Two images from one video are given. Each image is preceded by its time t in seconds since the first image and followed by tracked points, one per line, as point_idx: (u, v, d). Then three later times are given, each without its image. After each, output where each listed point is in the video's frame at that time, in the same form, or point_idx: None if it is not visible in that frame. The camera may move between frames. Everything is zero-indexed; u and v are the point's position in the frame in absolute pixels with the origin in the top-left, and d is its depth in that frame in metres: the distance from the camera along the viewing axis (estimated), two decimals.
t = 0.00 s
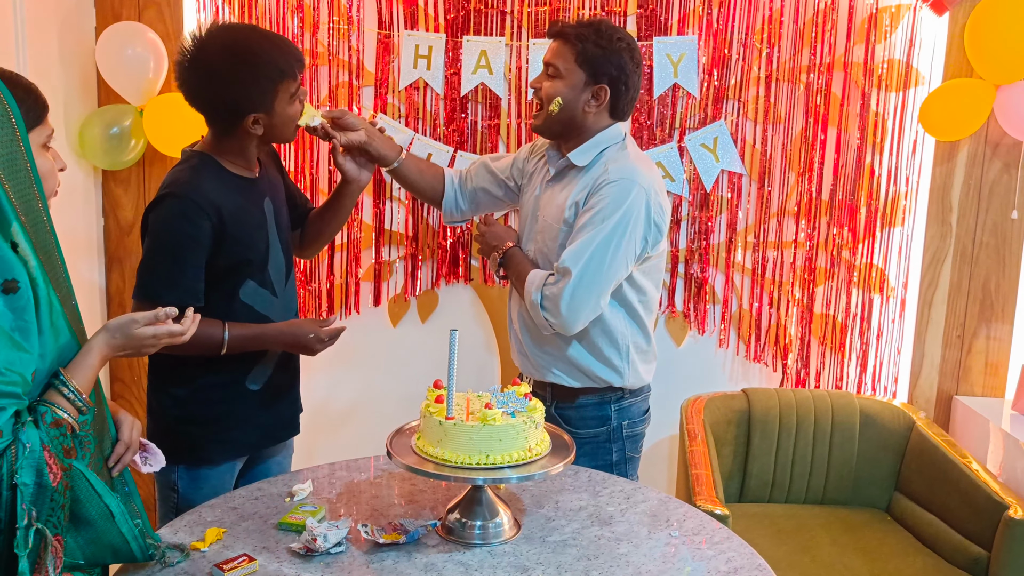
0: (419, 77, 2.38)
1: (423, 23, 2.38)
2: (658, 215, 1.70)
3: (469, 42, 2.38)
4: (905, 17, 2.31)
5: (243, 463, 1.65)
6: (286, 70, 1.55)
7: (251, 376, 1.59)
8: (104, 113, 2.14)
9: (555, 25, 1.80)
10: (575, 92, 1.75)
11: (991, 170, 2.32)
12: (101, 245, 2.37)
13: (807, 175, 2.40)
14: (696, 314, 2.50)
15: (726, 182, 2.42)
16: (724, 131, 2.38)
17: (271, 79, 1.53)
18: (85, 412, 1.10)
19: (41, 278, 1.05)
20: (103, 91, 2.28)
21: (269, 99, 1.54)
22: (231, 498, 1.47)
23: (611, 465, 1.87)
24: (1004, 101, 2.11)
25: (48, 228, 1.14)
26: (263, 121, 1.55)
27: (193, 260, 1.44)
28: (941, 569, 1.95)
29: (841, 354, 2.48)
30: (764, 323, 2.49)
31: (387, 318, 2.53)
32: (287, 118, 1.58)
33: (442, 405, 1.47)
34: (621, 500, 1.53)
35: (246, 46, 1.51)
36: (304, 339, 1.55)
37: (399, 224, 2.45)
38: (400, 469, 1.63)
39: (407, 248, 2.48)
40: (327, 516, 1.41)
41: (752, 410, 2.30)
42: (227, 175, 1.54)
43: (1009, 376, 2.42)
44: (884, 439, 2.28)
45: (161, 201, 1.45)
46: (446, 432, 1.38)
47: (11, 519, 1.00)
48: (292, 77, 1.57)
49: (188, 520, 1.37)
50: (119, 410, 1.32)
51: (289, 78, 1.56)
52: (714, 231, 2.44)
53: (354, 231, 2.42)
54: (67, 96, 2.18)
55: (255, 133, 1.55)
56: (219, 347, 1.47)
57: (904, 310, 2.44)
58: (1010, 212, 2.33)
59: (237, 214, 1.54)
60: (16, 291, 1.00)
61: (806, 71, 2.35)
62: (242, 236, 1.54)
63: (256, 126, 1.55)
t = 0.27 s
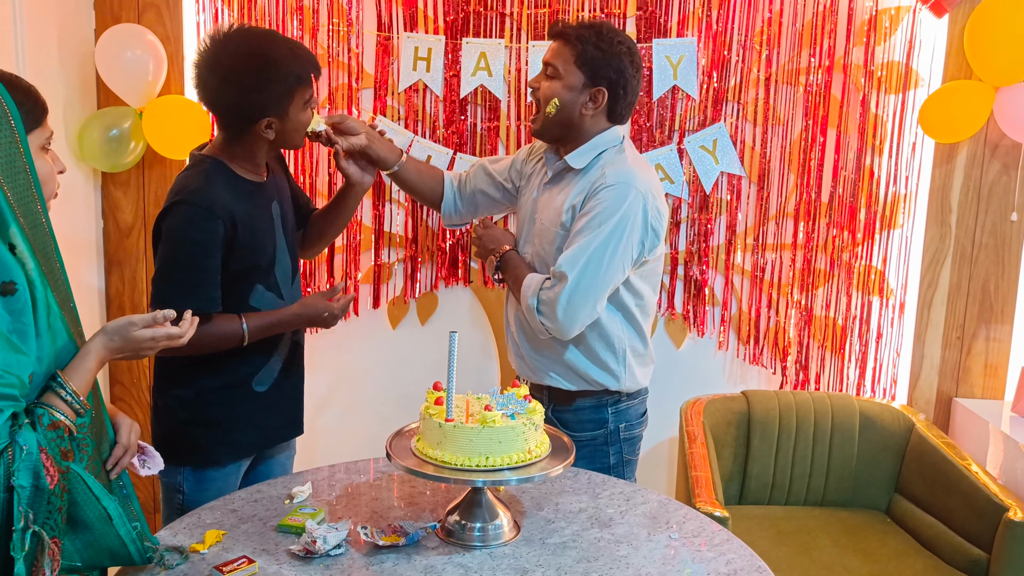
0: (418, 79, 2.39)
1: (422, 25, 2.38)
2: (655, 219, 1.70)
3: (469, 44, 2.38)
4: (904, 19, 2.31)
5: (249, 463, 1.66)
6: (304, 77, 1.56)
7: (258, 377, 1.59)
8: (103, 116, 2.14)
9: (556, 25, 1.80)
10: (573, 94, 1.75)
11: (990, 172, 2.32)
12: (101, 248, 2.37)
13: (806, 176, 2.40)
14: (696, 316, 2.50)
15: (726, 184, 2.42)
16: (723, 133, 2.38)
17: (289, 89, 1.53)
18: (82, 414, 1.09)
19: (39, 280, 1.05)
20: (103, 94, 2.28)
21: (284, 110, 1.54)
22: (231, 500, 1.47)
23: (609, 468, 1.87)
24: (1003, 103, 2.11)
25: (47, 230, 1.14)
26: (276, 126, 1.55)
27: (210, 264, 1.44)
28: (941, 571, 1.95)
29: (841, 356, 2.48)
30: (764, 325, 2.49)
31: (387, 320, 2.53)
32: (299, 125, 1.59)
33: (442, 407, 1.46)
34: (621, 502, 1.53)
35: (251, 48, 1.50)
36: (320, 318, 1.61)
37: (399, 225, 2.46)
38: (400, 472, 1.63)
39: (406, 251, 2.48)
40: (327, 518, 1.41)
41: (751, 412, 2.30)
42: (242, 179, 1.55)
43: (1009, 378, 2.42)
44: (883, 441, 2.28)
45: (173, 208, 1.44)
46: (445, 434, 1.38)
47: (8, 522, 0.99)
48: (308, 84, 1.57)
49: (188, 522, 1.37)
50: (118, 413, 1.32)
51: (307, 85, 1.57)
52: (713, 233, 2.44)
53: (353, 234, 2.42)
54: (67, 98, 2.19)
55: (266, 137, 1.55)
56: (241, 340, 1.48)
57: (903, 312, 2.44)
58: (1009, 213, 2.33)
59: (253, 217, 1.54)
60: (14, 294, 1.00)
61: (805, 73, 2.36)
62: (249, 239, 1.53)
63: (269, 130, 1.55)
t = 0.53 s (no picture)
0: (419, 80, 2.39)
1: (423, 26, 2.38)
2: (652, 220, 1.70)
3: (469, 45, 2.38)
4: (904, 20, 2.32)
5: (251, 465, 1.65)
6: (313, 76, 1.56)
7: (260, 379, 1.58)
8: (104, 117, 2.14)
9: (558, 24, 1.80)
10: (572, 94, 1.75)
11: (991, 172, 2.32)
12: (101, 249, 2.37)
13: (807, 177, 2.40)
14: (696, 317, 2.50)
15: (726, 185, 2.42)
16: (724, 134, 2.38)
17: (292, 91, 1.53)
18: (82, 414, 1.09)
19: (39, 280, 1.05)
20: (104, 94, 2.28)
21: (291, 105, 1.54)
22: (232, 501, 1.46)
23: (607, 470, 1.87)
24: (1004, 104, 2.11)
25: (48, 230, 1.13)
26: (279, 121, 1.54)
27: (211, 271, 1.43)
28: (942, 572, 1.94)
29: (842, 357, 2.48)
30: (765, 325, 2.49)
31: (387, 321, 2.53)
32: (305, 127, 1.58)
33: (443, 407, 1.46)
34: (622, 502, 1.52)
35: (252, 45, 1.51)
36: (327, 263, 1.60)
37: (399, 226, 2.46)
38: (401, 472, 1.62)
39: (407, 252, 2.48)
40: (327, 519, 1.41)
41: (752, 412, 2.30)
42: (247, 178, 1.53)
43: (1011, 378, 2.42)
44: (884, 441, 2.28)
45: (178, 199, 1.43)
46: (447, 434, 1.38)
47: (8, 522, 0.99)
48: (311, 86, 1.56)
49: (188, 523, 1.37)
50: (118, 413, 1.31)
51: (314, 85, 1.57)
52: (714, 233, 2.44)
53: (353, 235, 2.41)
54: (68, 99, 2.19)
55: (270, 132, 1.54)
56: (262, 311, 1.50)
57: (904, 312, 2.44)
58: (1010, 214, 2.33)
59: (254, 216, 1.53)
60: (15, 293, 1.00)
61: (806, 73, 2.36)
62: (249, 239, 1.53)
63: (273, 125, 1.54)
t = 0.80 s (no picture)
0: (420, 78, 2.39)
1: (424, 25, 2.38)
2: (649, 217, 1.69)
3: (470, 44, 2.38)
4: (905, 19, 2.32)
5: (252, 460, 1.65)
6: (311, 79, 1.55)
7: (251, 373, 1.56)
8: (104, 115, 2.14)
9: (563, 21, 1.80)
10: (573, 91, 1.75)
11: (991, 172, 2.32)
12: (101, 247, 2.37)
13: (808, 176, 2.40)
14: (697, 316, 2.50)
15: (727, 184, 2.42)
16: (724, 133, 2.38)
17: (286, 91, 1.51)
18: (84, 414, 1.09)
19: (42, 279, 1.05)
20: (105, 93, 2.28)
21: (286, 100, 1.52)
22: (232, 499, 1.46)
23: (605, 469, 1.87)
24: (1004, 103, 2.11)
25: (50, 228, 1.13)
26: (270, 116, 1.52)
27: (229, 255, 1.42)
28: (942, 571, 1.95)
29: (842, 356, 2.48)
30: (765, 325, 2.49)
31: (387, 320, 2.53)
32: (295, 128, 1.56)
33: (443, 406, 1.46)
34: (622, 501, 1.53)
35: (249, 42, 1.51)
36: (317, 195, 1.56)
37: (400, 225, 2.45)
38: (402, 471, 1.62)
39: (407, 250, 2.48)
40: (328, 518, 1.41)
41: (752, 412, 2.30)
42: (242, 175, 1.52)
43: (1010, 378, 2.42)
44: (884, 440, 2.28)
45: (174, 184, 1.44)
46: (447, 433, 1.38)
47: (10, 521, 0.99)
48: (301, 89, 1.53)
49: (189, 521, 1.37)
50: (118, 412, 1.31)
51: (308, 87, 1.54)
52: (714, 232, 2.44)
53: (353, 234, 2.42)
54: (69, 97, 2.19)
55: (259, 126, 1.53)
56: (281, 264, 1.49)
57: (905, 311, 2.44)
58: (1010, 214, 2.33)
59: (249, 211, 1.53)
60: (17, 293, 1.00)
61: (807, 73, 2.36)
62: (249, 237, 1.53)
63: (263, 118, 1.52)
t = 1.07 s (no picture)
0: (420, 75, 2.38)
1: (424, 21, 2.37)
2: (649, 214, 1.68)
3: (471, 41, 2.37)
4: (906, 16, 2.31)
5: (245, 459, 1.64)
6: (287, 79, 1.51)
7: (231, 363, 1.54)
8: (104, 111, 2.13)
9: (566, 17, 1.80)
10: (574, 87, 1.75)
11: (992, 170, 2.31)
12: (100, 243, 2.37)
13: (809, 174, 2.39)
14: (697, 314, 2.50)
15: (727, 182, 2.42)
16: (724, 131, 2.37)
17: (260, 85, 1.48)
18: (87, 410, 1.09)
19: (44, 276, 1.04)
20: (104, 88, 2.27)
21: (257, 97, 1.49)
22: (232, 496, 1.46)
23: (605, 466, 1.86)
24: (1006, 101, 2.10)
25: (52, 225, 1.13)
26: (242, 112, 1.50)
27: (200, 239, 1.41)
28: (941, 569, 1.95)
29: (842, 354, 2.48)
30: (765, 322, 2.49)
31: (387, 316, 2.53)
32: (267, 128, 1.52)
33: (444, 404, 1.46)
34: (622, 499, 1.52)
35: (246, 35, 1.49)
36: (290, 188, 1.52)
37: (400, 221, 2.44)
38: (401, 468, 1.62)
39: (407, 247, 2.47)
40: (328, 515, 1.41)
41: (752, 409, 2.30)
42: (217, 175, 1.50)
43: (1010, 376, 2.42)
44: (885, 438, 2.28)
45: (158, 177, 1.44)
46: (448, 431, 1.37)
47: (13, 518, 0.99)
48: (274, 86, 1.50)
49: (188, 519, 1.37)
50: (119, 409, 1.31)
51: (279, 85, 1.51)
52: (714, 230, 2.44)
53: (354, 230, 2.41)
54: (68, 93, 2.18)
55: (231, 122, 1.50)
56: (252, 250, 1.46)
57: (905, 309, 2.44)
58: (1012, 212, 2.33)
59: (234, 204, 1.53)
60: (19, 291, 0.99)
61: (808, 70, 2.35)
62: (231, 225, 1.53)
63: (235, 114, 1.50)
